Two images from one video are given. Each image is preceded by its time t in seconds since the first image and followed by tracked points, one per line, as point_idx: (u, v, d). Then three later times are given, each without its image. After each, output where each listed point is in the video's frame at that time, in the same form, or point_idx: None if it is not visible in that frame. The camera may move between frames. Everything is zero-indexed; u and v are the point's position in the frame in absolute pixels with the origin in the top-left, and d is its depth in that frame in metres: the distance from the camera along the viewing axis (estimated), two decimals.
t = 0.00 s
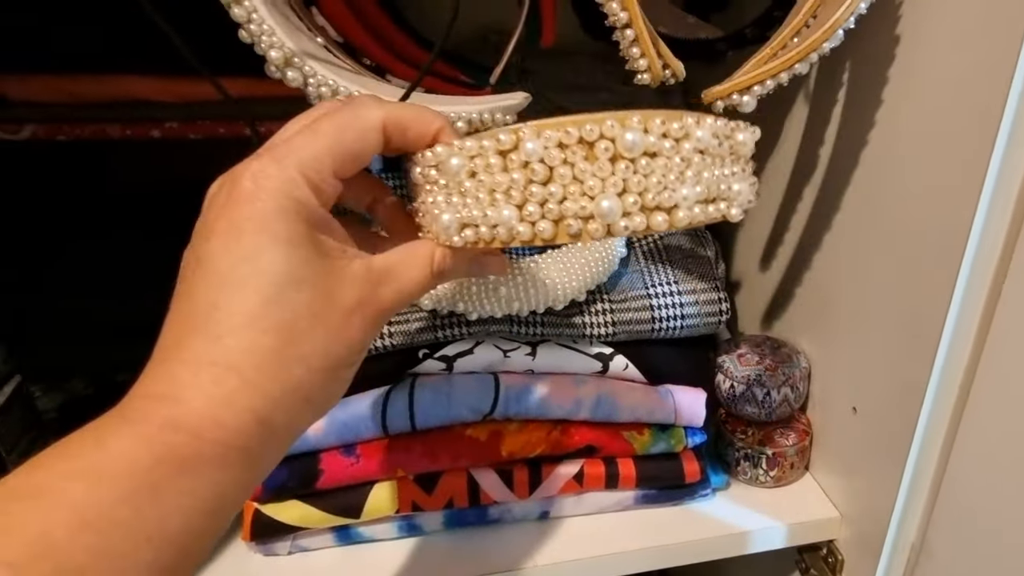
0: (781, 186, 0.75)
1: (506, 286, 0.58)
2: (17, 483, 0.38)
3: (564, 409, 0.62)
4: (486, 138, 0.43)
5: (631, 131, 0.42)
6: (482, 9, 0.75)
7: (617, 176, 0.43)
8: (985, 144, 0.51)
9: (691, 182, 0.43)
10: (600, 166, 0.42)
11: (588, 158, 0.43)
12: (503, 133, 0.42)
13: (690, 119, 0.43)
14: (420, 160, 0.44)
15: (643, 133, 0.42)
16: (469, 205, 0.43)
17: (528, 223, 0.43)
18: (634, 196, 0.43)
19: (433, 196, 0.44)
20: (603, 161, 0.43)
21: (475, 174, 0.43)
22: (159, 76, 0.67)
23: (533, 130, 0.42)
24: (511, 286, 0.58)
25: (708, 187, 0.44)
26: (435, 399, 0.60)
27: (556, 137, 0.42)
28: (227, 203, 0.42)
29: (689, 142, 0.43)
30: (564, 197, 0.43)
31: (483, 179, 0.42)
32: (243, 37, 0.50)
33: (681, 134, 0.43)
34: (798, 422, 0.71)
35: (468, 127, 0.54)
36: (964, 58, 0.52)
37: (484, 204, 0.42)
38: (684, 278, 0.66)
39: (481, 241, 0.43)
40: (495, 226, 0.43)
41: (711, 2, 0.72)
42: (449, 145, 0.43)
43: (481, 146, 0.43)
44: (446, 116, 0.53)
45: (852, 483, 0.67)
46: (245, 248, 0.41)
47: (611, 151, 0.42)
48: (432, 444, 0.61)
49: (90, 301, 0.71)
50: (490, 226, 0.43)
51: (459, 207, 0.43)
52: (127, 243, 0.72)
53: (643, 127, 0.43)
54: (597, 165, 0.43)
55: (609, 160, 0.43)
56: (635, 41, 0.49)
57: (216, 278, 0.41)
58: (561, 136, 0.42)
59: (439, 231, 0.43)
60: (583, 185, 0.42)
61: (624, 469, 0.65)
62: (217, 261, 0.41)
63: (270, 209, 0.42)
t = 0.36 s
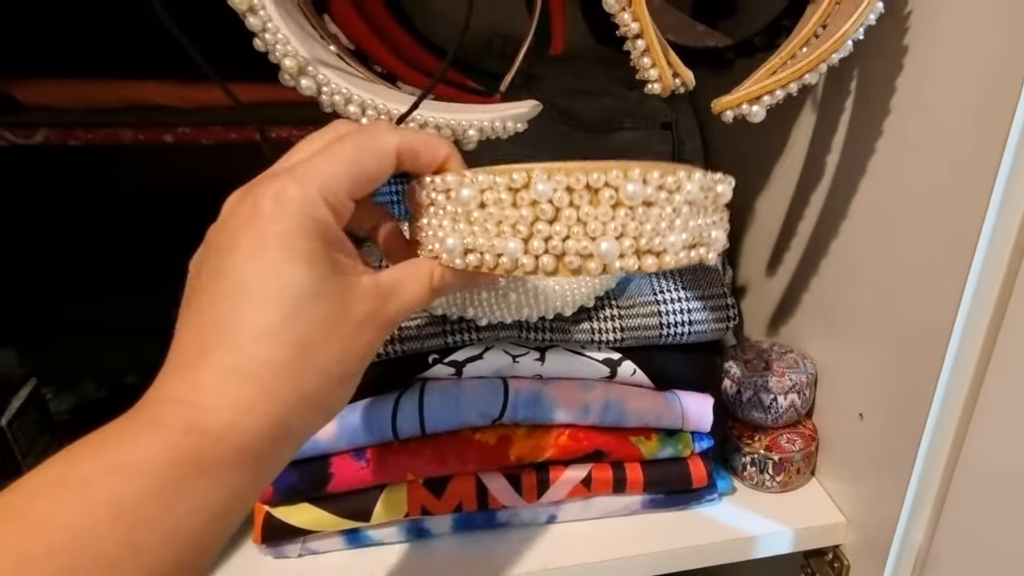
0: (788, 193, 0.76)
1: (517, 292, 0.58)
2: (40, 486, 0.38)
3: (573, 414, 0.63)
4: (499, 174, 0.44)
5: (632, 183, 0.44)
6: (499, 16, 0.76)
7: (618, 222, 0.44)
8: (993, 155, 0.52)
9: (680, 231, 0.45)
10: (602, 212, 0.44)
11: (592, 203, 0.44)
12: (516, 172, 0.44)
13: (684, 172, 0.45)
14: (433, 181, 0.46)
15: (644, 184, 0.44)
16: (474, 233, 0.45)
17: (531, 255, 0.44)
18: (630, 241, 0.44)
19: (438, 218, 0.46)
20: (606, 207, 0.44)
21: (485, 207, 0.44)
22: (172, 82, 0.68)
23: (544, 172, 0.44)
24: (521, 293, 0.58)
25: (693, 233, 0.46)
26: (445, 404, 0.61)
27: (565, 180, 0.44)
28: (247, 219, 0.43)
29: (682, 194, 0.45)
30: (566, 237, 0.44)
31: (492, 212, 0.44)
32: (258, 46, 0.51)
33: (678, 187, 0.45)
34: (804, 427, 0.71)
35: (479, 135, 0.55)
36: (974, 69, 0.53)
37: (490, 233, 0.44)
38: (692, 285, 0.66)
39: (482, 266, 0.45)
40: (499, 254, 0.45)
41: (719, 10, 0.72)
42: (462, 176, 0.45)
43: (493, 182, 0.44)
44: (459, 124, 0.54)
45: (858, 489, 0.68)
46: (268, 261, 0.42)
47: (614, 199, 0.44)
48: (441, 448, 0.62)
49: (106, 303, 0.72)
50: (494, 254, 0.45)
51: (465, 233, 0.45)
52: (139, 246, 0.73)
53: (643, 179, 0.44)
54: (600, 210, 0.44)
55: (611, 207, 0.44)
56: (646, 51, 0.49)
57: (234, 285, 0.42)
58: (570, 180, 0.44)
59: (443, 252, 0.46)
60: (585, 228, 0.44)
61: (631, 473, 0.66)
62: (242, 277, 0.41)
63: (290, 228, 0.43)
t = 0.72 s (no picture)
0: (793, 189, 0.75)
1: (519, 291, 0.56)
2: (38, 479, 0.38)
3: (574, 411, 0.62)
4: (485, 197, 0.46)
5: (608, 206, 0.45)
6: (500, 10, 0.76)
7: (594, 241, 0.46)
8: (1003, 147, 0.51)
9: (653, 248, 0.47)
10: (579, 232, 0.46)
11: (570, 224, 0.46)
12: (501, 195, 0.46)
13: (656, 194, 0.46)
14: (422, 200, 0.47)
15: (618, 206, 0.46)
16: (462, 249, 0.46)
17: (514, 270, 0.46)
18: (606, 258, 0.46)
19: (425, 234, 0.47)
20: (583, 228, 0.46)
21: (472, 225, 0.46)
22: (173, 74, 0.68)
23: (527, 196, 0.45)
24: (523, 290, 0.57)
25: (666, 251, 0.47)
26: (445, 401, 0.60)
27: (544, 203, 0.45)
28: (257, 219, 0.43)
29: (654, 215, 0.46)
30: (546, 254, 0.46)
31: (478, 230, 0.46)
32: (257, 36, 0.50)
33: (652, 209, 0.46)
34: (808, 424, 0.71)
35: (481, 129, 0.54)
36: (983, 61, 0.52)
37: (476, 250, 0.46)
38: (695, 281, 0.66)
39: (468, 280, 0.47)
40: (484, 270, 0.46)
41: (723, 3, 0.72)
42: (450, 197, 0.47)
43: (479, 203, 0.46)
44: (460, 118, 0.53)
45: (863, 488, 0.67)
46: (274, 259, 0.42)
47: (590, 220, 0.46)
48: (441, 445, 0.61)
49: (108, 296, 0.70)
50: (480, 269, 0.46)
51: (453, 249, 0.46)
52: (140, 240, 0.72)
53: (618, 201, 0.46)
54: (577, 230, 0.46)
55: (588, 227, 0.46)
56: (650, 43, 0.49)
57: (240, 278, 0.42)
58: (550, 203, 0.45)
59: (432, 266, 0.47)
60: (563, 246, 0.46)
61: (634, 471, 0.65)
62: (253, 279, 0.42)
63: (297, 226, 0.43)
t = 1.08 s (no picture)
0: (796, 183, 0.74)
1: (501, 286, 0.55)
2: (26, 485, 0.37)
3: (573, 411, 0.61)
4: (493, 200, 0.50)
5: (610, 206, 0.51)
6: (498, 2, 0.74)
7: (597, 238, 0.52)
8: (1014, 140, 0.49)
9: (647, 235, 0.54)
10: (582, 230, 0.51)
11: (574, 224, 0.51)
12: (509, 199, 0.50)
13: (649, 186, 0.52)
14: (429, 193, 0.51)
15: (618, 205, 0.51)
16: (473, 242, 0.52)
17: (523, 265, 0.52)
18: (607, 251, 0.53)
19: (434, 225, 0.52)
20: (586, 226, 0.51)
21: (482, 224, 0.51)
22: (164, 67, 0.66)
23: (535, 200, 0.50)
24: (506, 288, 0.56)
25: (657, 234, 0.54)
26: (441, 400, 0.59)
27: (551, 207, 0.50)
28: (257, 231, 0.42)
29: (649, 205, 0.52)
30: (553, 250, 0.52)
31: (487, 229, 0.51)
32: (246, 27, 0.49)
33: (646, 201, 0.52)
34: (811, 424, 0.70)
35: (476, 122, 0.52)
36: (993, 51, 0.50)
37: (488, 246, 0.52)
38: (696, 278, 0.64)
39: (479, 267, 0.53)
40: (495, 262, 0.52)
41: None
42: (458, 194, 0.51)
43: (489, 205, 0.51)
44: (455, 111, 0.51)
45: (867, 489, 0.66)
46: (266, 264, 0.41)
47: (592, 217, 0.51)
48: (437, 445, 0.60)
49: (100, 295, 0.70)
50: (491, 262, 0.52)
51: (464, 242, 0.52)
52: (130, 237, 0.71)
53: (618, 200, 0.51)
54: (582, 228, 0.51)
55: (592, 225, 0.51)
56: (650, 33, 0.47)
57: (233, 278, 0.41)
58: (557, 207, 0.50)
59: (443, 254, 0.53)
60: (569, 243, 0.52)
61: (634, 472, 0.64)
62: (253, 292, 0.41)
63: (297, 230, 0.42)
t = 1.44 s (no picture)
0: (804, 170, 0.72)
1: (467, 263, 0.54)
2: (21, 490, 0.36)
3: (575, 405, 0.59)
4: (458, 173, 0.50)
5: (571, 178, 0.50)
6: None
7: (559, 208, 0.50)
8: None
9: (607, 206, 0.52)
10: (546, 202, 0.50)
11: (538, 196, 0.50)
12: (475, 171, 0.50)
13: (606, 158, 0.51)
14: (397, 169, 0.51)
15: (579, 177, 0.50)
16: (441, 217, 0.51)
17: (490, 238, 0.51)
18: (570, 222, 0.51)
19: (402, 201, 0.52)
20: (549, 198, 0.50)
21: (448, 197, 0.50)
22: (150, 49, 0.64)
23: (499, 173, 0.50)
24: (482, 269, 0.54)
25: (616, 204, 0.53)
26: (437, 394, 0.57)
27: (516, 179, 0.50)
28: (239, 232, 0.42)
29: (605, 176, 0.52)
30: (519, 222, 0.50)
31: (453, 202, 0.50)
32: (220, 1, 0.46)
33: (603, 174, 0.52)
34: (819, 418, 0.68)
35: (463, 107, 0.50)
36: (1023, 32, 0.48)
37: (454, 218, 0.51)
38: (703, 267, 0.62)
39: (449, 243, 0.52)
40: (462, 236, 0.51)
41: None
42: (425, 169, 0.51)
43: (455, 178, 0.50)
44: (441, 95, 0.49)
45: (878, 486, 0.64)
46: (251, 265, 0.41)
47: (555, 189, 0.50)
48: (434, 441, 0.58)
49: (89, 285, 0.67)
50: (458, 235, 0.51)
51: (432, 216, 0.51)
52: (119, 226, 0.68)
53: (578, 172, 0.50)
54: (544, 200, 0.50)
55: (554, 196, 0.50)
56: (658, 8, 0.44)
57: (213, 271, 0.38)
58: (521, 179, 0.50)
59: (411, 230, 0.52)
60: (533, 215, 0.50)
61: (638, 468, 0.62)
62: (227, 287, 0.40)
63: (276, 233, 0.42)
